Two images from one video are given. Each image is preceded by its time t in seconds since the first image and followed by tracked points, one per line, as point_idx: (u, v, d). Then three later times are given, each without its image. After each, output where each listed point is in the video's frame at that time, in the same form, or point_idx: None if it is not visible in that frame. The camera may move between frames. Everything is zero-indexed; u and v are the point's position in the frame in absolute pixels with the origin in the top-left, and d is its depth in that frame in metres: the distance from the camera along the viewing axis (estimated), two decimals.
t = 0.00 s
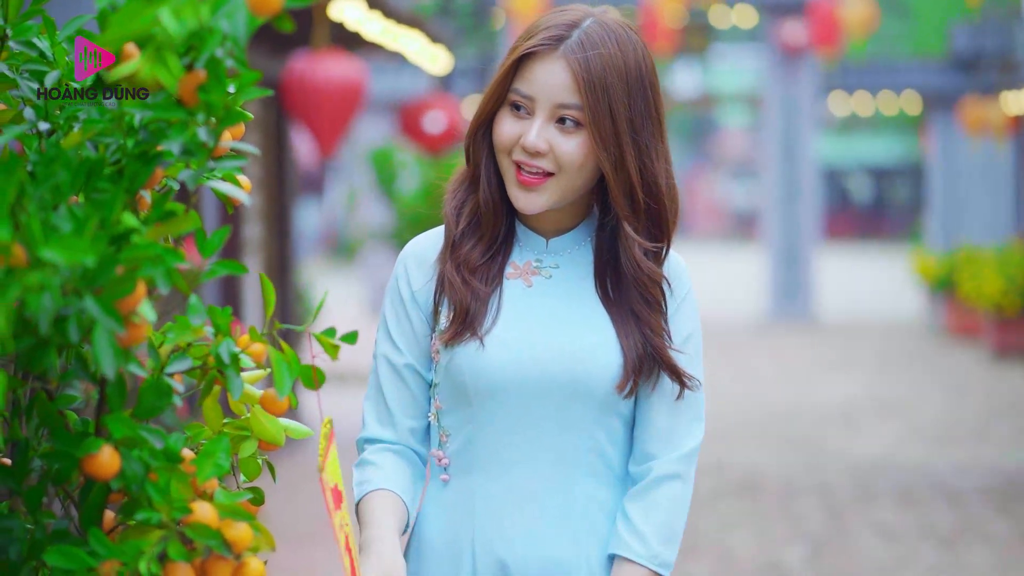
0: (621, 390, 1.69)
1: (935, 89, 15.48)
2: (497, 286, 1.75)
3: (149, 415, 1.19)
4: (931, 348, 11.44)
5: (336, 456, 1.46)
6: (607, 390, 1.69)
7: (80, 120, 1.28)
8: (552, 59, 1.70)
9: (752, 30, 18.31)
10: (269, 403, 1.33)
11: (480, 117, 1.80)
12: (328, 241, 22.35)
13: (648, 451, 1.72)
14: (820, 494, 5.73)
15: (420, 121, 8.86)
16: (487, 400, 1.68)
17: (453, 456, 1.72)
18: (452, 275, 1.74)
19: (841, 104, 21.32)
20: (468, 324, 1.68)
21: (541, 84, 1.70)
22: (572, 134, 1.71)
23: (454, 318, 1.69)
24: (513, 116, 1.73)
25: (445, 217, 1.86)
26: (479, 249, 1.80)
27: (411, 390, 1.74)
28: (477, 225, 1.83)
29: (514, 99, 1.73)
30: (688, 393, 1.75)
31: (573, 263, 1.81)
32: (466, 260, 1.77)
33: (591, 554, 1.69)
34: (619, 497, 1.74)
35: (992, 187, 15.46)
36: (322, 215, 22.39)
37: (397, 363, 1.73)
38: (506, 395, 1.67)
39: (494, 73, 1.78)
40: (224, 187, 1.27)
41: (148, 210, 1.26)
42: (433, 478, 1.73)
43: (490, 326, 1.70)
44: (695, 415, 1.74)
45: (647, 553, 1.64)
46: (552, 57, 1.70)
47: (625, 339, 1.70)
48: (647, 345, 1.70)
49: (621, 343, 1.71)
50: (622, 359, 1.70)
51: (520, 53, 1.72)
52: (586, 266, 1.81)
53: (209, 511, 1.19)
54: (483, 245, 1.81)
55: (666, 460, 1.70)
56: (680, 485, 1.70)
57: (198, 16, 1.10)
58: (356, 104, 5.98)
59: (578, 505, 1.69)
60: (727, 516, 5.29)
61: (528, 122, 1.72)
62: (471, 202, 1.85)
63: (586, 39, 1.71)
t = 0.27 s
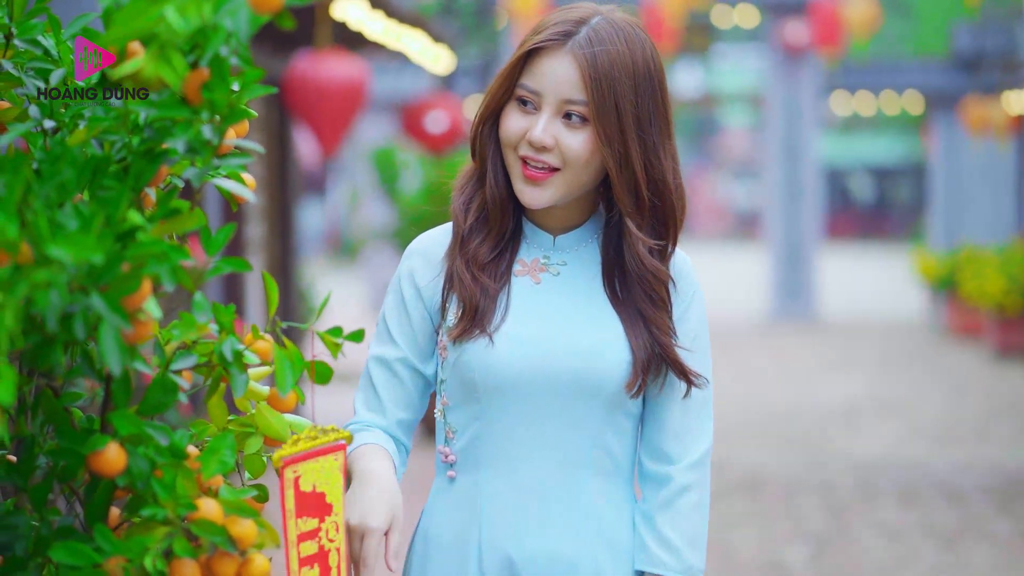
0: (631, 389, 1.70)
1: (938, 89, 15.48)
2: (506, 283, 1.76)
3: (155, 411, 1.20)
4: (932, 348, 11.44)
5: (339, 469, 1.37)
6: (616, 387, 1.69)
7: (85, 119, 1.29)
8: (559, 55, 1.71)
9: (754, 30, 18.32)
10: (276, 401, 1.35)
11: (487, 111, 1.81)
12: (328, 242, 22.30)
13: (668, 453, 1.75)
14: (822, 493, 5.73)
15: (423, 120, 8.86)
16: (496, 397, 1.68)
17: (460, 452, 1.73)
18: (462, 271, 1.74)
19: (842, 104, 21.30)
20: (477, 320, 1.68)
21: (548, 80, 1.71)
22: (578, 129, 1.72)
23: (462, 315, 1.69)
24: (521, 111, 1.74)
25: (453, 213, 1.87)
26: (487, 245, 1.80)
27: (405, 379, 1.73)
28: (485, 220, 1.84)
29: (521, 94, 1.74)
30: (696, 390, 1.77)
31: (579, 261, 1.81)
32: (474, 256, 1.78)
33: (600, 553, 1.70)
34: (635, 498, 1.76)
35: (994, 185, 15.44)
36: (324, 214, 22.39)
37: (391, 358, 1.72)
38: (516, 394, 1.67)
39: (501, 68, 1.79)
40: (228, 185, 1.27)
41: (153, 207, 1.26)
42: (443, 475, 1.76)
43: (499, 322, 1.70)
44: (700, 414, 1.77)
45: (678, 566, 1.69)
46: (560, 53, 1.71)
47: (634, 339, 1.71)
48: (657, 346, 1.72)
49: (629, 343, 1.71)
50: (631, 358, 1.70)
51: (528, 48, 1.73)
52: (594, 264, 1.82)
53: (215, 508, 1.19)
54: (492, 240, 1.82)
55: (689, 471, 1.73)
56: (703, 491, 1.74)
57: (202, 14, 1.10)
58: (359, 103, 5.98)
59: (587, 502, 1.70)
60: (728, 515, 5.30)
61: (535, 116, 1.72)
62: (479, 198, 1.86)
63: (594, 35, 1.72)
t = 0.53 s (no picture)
0: (638, 387, 1.71)
1: (940, 88, 15.48)
2: (514, 280, 1.76)
3: (160, 408, 1.20)
4: (934, 347, 11.44)
5: (342, 471, 1.36)
6: (623, 386, 1.71)
7: (90, 117, 1.29)
8: (568, 53, 1.71)
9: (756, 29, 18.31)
10: (277, 400, 1.35)
11: (495, 107, 1.81)
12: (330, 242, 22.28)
13: (683, 450, 1.77)
14: (824, 491, 5.72)
15: (425, 119, 8.87)
16: (506, 393, 1.69)
17: (466, 448, 1.74)
18: (471, 267, 1.75)
19: (845, 103, 21.28)
20: (486, 316, 1.69)
21: (556, 77, 1.71)
22: (585, 126, 1.72)
23: (472, 310, 1.70)
24: (528, 108, 1.75)
25: (461, 208, 1.87)
26: (495, 241, 1.81)
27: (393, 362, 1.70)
28: (493, 216, 1.85)
29: (529, 91, 1.74)
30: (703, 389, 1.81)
31: (586, 258, 1.82)
32: (482, 252, 1.78)
33: (607, 551, 1.70)
34: (653, 498, 1.80)
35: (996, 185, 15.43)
36: (326, 214, 22.38)
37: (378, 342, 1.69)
38: (526, 392, 1.69)
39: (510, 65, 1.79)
40: (232, 182, 1.28)
41: (157, 204, 1.26)
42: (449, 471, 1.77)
43: (508, 318, 1.71)
44: (707, 405, 1.80)
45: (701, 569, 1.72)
46: (568, 49, 1.72)
47: (642, 339, 1.72)
48: (665, 345, 1.73)
49: (637, 344, 1.72)
50: (639, 357, 1.72)
51: (536, 45, 1.74)
52: (602, 262, 1.83)
53: (220, 504, 1.20)
54: (500, 235, 1.82)
55: (698, 461, 1.76)
56: (718, 492, 1.77)
57: (206, 11, 1.11)
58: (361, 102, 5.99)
59: (596, 501, 1.71)
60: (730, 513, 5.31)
61: (543, 113, 1.73)
62: (488, 194, 1.86)
63: (603, 34, 1.72)
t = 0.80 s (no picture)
0: (645, 385, 1.73)
1: (943, 87, 15.47)
2: (522, 276, 1.77)
3: (164, 406, 1.20)
4: (937, 346, 11.43)
5: (377, 460, 1.45)
6: (632, 382, 1.72)
7: (95, 115, 1.29)
8: (577, 51, 1.74)
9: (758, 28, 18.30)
10: (281, 394, 1.35)
11: (503, 103, 1.82)
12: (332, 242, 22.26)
13: (694, 449, 1.83)
14: (827, 490, 5.72)
15: (428, 119, 8.90)
16: (514, 390, 1.69)
17: (473, 445, 1.74)
18: (479, 262, 1.75)
19: (847, 103, 21.25)
20: (495, 312, 1.69)
21: (565, 73, 1.73)
22: (593, 123, 1.74)
23: (480, 306, 1.70)
24: (536, 105, 1.76)
25: (469, 205, 1.88)
26: (503, 237, 1.81)
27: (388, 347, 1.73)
28: (501, 212, 1.85)
29: (537, 87, 1.76)
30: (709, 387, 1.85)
31: (594, 256, 1.83)
32: (491, 249, 1.78)
33: (614, 548, 1.71)
34: (667, 498, 1.86)
35: (996, 184, 15.59)
36: (328, 213, 22.38)
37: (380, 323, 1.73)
38: (534, 390, 1.69)
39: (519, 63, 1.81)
40: (236, 179, 1.28)
41: (162, 203, 1.26)
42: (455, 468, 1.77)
43: (516, 315, 1.71)
44: (715, 403, 1.85)
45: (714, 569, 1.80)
46: (577, 47, 1.74)
47: (650, 337, 1.74)
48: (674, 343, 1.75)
49: (645, 343, 1.74)
50: (646, 356, 1.73)
51: (546, 43, 1.76)
52: (610, 259, 1.84)
53: (225, 502, 1.20)
54: (509, 231, 1.83)
55: (710, 460, 1.83)
56: (731, 491, 1.84)
57: (213, 9, 1.11)
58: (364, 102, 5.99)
59: (604, 498, 1.72)
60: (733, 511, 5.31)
61: (550, 110, 1.75)
62: (496, 190, 1.86)
63: (612, 32, 1.75)
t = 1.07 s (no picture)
0: (648, 383, 1.74)
1: (942, 88, 15.47)
2: (527, 274, 1.78)
3: (166, 403, 1.21)
4: (937, 346, 11.44)
5: (380, 456, 1.44)
6: (635, 381, 1.74)
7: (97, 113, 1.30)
8: (583, 49, 1.75)
9: (757, 29, 18.32)
10: (285, 393, 1.35)
11: (509, 102, 1.83)
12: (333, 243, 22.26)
13: (696, 449, 1.84)
14: (826, 490, 5.72)
15: (428, 118, 8.95)
16: (520, 388, 1.71)
17: (477, 442, 1.75)
18: (484, 259, 1.76)
19: (847, 103, 21.23)
20: (499, 309, 1.71)
21: (570, 72, 1.74)
22: (597, 121, 1.75)
23: (485, 303, 1.72)
24: (541, 102, 1.77)
25: (475, 203, 1.89)
26: (508, 235, 1.82)
27: (391, 335, 1.73)
28: (507, 211, 1.86)
29: (543, 86, 1.77)
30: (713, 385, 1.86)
31: (598, 254, 1.84)
32: (496, 246, 1.80)
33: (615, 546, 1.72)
34: (669, 495, 1.87)
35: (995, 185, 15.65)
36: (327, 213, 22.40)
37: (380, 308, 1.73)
38: (539, 387, 1.71)
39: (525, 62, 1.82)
40: (239, 178, 1.29)
41: (163, 201, 1.27)
42: (459, 464, 1.78)
43: (521, 312, 1.72)
44: (719, 402, 1.86)
45: (710, 569, 1.81)
46: (583, 46, 1.75)
47: (653, 335, 1.75)
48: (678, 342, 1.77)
49: (649, 342, 1.75)
50: (650, 355, 1.75)
51: (552, 41, 1.77)
52: (614, 257, 1.85)
53: (225, 498, 1.19)
54: (514, 229, 1.84)
55: (710, 459, 1.83)
56: (734, 491, 1.84)
57: (216, 6, 1.12)
58: (364, 102, 5.99)
59: (606, 495, 1.74)
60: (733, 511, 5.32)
61: (555, 108, 1.75)
62: (501, 189, 1.87)
63: (618, 30, 1.76)
